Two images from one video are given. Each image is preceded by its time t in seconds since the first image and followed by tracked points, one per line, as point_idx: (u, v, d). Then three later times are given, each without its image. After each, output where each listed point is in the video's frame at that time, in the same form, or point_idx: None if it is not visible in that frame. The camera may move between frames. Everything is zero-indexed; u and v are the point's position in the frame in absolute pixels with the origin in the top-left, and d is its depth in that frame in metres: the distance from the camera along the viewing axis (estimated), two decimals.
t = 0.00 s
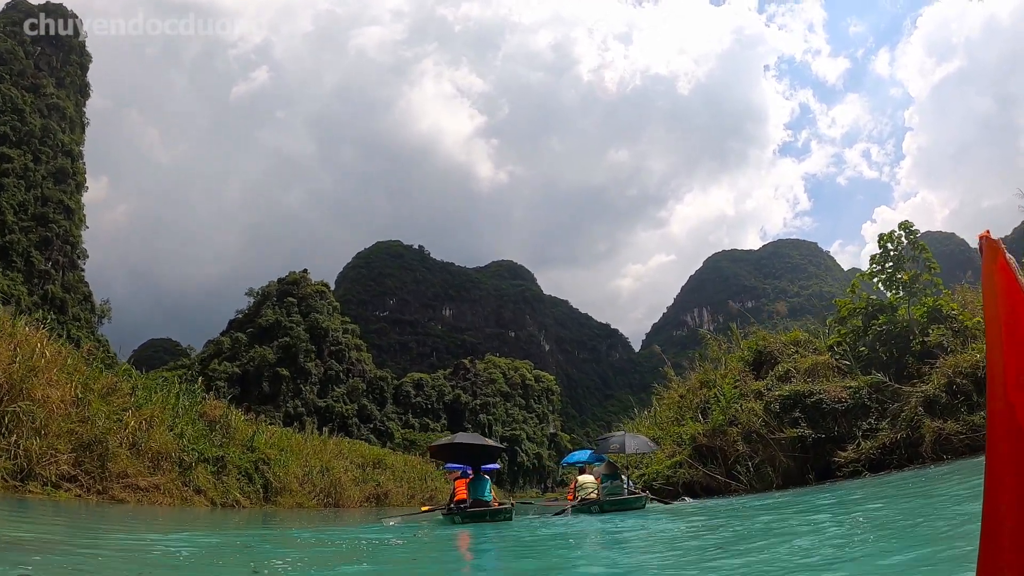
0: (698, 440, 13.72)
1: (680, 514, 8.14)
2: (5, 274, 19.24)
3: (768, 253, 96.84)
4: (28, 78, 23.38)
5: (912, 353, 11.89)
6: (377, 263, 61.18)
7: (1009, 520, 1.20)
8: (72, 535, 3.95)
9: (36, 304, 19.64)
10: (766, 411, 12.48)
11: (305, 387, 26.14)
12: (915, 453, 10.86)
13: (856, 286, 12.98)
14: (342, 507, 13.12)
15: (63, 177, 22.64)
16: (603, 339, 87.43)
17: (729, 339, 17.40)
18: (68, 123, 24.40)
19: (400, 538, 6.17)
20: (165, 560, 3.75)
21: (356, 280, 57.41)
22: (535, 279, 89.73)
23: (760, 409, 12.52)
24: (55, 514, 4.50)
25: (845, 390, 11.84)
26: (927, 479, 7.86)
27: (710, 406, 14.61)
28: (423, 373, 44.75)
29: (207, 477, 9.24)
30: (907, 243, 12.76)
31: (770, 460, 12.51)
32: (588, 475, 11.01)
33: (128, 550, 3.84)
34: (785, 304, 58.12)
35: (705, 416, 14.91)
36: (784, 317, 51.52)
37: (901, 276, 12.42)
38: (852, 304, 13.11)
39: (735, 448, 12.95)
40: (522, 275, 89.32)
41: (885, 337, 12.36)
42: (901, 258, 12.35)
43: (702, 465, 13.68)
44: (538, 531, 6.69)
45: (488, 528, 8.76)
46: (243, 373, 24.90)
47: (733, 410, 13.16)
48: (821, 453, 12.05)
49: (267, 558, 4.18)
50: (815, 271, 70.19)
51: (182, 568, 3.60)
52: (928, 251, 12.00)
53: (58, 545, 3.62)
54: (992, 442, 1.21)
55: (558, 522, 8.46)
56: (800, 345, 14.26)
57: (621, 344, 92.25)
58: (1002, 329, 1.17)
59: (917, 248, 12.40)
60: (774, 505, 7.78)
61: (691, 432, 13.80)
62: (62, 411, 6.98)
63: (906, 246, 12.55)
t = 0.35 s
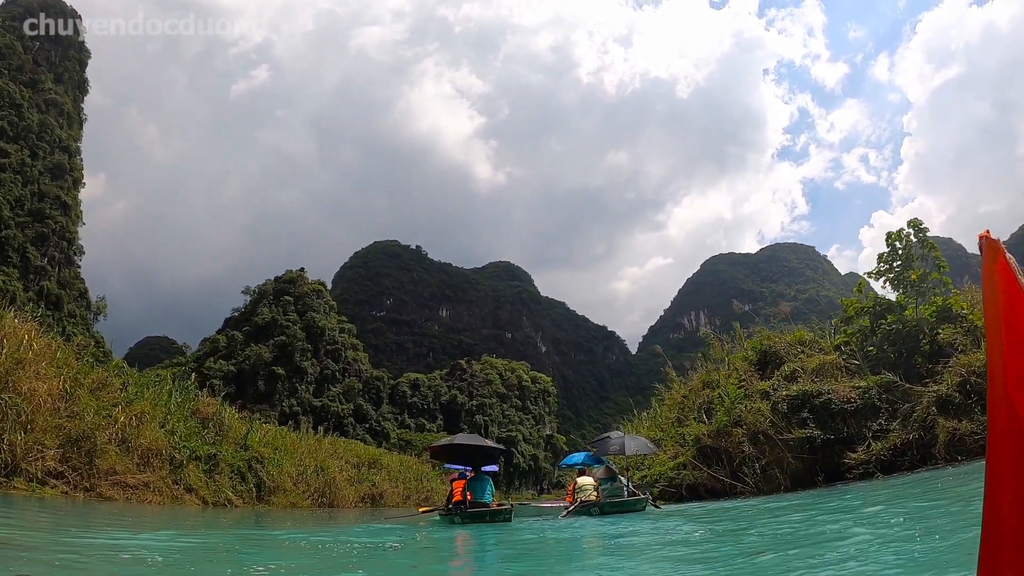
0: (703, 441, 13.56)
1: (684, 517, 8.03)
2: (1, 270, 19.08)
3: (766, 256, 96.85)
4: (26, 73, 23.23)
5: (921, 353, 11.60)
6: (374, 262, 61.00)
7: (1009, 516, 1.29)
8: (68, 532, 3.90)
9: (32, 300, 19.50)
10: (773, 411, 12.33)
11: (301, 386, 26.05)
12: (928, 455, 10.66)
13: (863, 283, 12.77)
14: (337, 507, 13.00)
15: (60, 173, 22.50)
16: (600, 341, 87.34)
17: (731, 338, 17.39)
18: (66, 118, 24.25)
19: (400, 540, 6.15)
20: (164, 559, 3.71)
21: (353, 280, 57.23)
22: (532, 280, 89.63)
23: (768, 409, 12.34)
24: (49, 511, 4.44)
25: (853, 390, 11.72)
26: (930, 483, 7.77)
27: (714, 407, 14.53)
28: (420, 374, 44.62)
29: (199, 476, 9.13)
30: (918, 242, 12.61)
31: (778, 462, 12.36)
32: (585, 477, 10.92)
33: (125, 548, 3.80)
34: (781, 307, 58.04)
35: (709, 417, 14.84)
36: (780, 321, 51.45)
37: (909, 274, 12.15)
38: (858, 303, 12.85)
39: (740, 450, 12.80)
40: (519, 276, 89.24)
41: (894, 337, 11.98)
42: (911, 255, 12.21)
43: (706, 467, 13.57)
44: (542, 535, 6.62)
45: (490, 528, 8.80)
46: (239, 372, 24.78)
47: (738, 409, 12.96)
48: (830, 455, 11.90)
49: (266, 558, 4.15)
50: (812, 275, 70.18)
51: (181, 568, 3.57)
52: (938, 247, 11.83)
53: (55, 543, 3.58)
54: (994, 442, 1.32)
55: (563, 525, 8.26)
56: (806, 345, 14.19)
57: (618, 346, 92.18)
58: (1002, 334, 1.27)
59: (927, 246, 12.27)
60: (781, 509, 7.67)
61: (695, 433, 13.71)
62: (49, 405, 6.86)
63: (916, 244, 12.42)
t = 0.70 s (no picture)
0: (707, 438, 13.58)
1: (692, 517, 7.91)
2: None
3: (762, 257, 96.90)
4: (20, 71, 23.04)
5: (931, 347, 11.40)
6: (371, 262, 60.82)
7: (1008, 515, 1.26)
8: (55, 532, 3.85)
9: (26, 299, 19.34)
10: (782, 408, 12.15)
11: (297, 386, 25.92)
12: (942, 450, 10.44)
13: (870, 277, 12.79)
14: (332, 507, 12.86)
15: (55, 172, 22.33)
16: (597, 341, 87.24)
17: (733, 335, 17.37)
18: (61, 117, 24.07)
19: (399, 541, 6.13)
20: (152, 560, 3.65)
21: (349, 279, 57.04)
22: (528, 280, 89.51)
23: (775, 405, 12.21)
24: (35, 510, 4.37)
25: (863, 385, 11.51)
26: (935, 481, 7.68)
27: (718, 404, 14.44)
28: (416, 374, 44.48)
29: (191, 476, 9.03)
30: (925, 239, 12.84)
31: (788, 459, 12.22)
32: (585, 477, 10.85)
33: (112, 549, 3.74)
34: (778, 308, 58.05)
35: (714, 414, 14.76)
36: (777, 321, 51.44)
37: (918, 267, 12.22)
38: (865, 297, 12.82)
39: (747, 447, 12.74)
40: (515, 275, 89.11)
41: (904, 331, 11.77)
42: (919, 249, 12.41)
43: (712, 465, 13.52)
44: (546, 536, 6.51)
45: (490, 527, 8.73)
46: (234, 371, 24.65)
47: (742, 406, 12.93)
48: (839, 451, 11.79)
49: (257, 560, 4.10)
50: (808, 276, 70.21)
51: (172, 569, 3.52)
52: (946, 240, 12.05)
53: (42, 543, 3.53)
54: (995, 444, 1.28)
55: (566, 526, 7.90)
56: (810, 340, 14.11)
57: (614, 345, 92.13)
58: (1002, 337, 1.24)
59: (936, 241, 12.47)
60: (791, 508, 7.54)
61: (700, 430, 13.68)
62: (35, 403, 6.74)
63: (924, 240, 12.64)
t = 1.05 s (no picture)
0: (714, 434, 13.33)
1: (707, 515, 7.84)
2: None
3: (760, 254, 96.82)
4: (16, 70, 22.81)
5: (942, 340, 11.35)
6: (369, 261, 60.64)
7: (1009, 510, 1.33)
8: (50, 534, 3.78)
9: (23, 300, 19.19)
10: (793, 402, 11.89)
11: (294, 385, 25.77)
12: (959, 444, 10.24)
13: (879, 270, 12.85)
14: (330, 508, 12.75)
15: (51, 171, 22.14)
16: (594, 339, 87.09)
17: (738, 330, 17.36)
18: (57, 117, 23.86)
19: (401, 542, 6.08)
20: (150, 563, 3.59)
21: (346, 279, 56.88)
22: (526, 279, 89.37)
23: (785, 399, 11.90)
24: (28, 513, 4.29)
25: (875, 379, 11.39)
26: (944, 478, 7.59)
27: (725, 398, 14.35)
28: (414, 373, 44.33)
29: (185, 476, 8.92)
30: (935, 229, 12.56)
31: (800, 455, 11.85)
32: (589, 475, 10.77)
33: (109, 551, 3.68)
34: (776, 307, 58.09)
35: (720, 410, 14.74)
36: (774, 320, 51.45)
37: (928, 259, 12.09)
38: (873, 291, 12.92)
39: (756, 443, 12.51)
40: (513, 274, 88.95)
41: (916, 323, 11.72)
42: (929, 240, 12.18)
43: (719, 462, 13.27)
44: (557, 535, 6.43)
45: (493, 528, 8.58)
46: (231, 371, 24.66)
47: (749, 401, 12.76)
48: (852, 445, 11.51)
49: (257, 562, 4.03)
50: (806, 274, 70.25)
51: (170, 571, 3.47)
52: (957, 231, 11.88)
53: (40, 545, 3.47)
54: (995, 442, 1.37)
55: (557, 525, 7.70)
56: (817, 334, 13.99)
57: (611, 345, 91.80)
58: (1005, 332, 1.35)
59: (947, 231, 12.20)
60: (808, 505, 7.44)
61: (707, 426, 13.44)
62: (24, 401, 6.65)
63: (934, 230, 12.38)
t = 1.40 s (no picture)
0: (723, 428, 13.11)
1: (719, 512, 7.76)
2: None
3: (758, 253, 96.64)
4: (12, 72, 22.70)
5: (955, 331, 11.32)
6: (367, 262, 60.55)
7: (1009, 511, 1.38)
8: (40, 538, 3.71)
9: (19, 302, 19.08)
10: (805, 396, 11.65)
11: (292, 387, 25.64)
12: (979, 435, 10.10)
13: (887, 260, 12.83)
14: (329, 510, 12.64)
15: (47, 173, 22.04)
16: (593, 339, 86.89)
17: (743, 325, 17.32)
18: (53, 119, 23.76)
19: (405, 545, 6.03)
20: (144, 566, 3.52)
21: (344, 280, 56.79)
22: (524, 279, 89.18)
23: (798, 394, 11.65)
24: (18, 516, 4.22)
25: (890, 371, 11.09)
26: (956, 473, 7.49)
27: (733, 393, 14.28)
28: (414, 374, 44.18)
29: (180, 478, 8.83)
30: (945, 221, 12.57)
31: (814, 450, 11.77)
32: (593, 474, 10.73)
33: (102, 554, 3.62)
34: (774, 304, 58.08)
35: (729, 404, 14.69)
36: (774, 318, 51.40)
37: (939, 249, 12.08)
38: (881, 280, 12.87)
39: (768, 440, 12.27)
40: (511, 274, 88.88)
41: (927, 314, 11.62)
42: (939, 231, 12.19)
43: (728, 460, 13.16)
44: (566, 535, 6.34)
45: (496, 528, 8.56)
46: (229, 373, 24.55)
47: (759, 396, 12.47)
48: (868, 439, 11.41)
49: (253, 566, 3.96)
50: (804, 272, 70.27)
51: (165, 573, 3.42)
52: (968, 222, 11.90)
53: (32, 550, 3.41)
54: (993, 434, 1.43)
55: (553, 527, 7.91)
56: (825, 328, 13.77)
57: (610, 344, 91.79)
58: (1005, 334, 1.40)
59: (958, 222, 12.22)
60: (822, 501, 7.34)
61: (716, 421, 13.21)
62: (11, 401, 6.57)
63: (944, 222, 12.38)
